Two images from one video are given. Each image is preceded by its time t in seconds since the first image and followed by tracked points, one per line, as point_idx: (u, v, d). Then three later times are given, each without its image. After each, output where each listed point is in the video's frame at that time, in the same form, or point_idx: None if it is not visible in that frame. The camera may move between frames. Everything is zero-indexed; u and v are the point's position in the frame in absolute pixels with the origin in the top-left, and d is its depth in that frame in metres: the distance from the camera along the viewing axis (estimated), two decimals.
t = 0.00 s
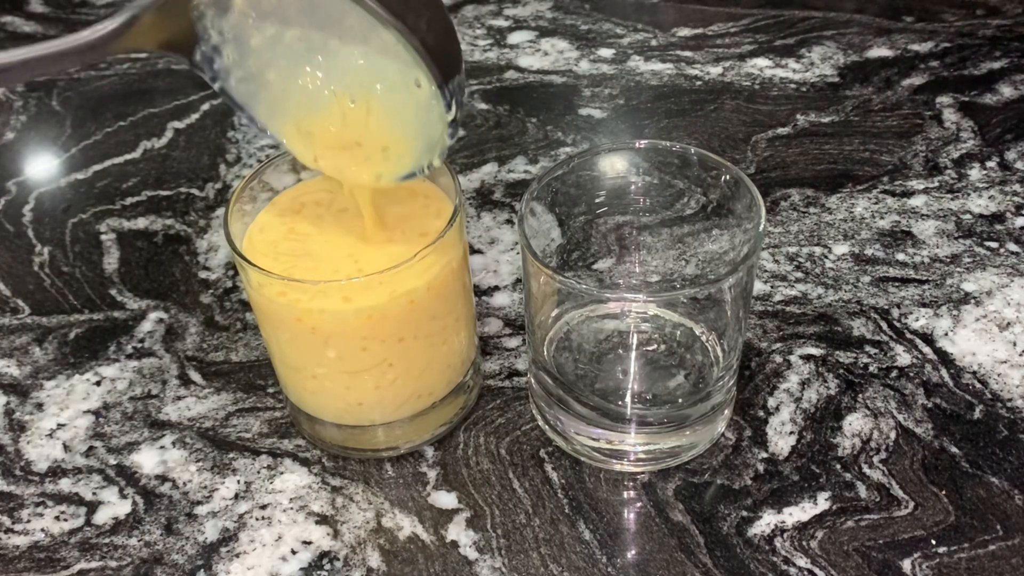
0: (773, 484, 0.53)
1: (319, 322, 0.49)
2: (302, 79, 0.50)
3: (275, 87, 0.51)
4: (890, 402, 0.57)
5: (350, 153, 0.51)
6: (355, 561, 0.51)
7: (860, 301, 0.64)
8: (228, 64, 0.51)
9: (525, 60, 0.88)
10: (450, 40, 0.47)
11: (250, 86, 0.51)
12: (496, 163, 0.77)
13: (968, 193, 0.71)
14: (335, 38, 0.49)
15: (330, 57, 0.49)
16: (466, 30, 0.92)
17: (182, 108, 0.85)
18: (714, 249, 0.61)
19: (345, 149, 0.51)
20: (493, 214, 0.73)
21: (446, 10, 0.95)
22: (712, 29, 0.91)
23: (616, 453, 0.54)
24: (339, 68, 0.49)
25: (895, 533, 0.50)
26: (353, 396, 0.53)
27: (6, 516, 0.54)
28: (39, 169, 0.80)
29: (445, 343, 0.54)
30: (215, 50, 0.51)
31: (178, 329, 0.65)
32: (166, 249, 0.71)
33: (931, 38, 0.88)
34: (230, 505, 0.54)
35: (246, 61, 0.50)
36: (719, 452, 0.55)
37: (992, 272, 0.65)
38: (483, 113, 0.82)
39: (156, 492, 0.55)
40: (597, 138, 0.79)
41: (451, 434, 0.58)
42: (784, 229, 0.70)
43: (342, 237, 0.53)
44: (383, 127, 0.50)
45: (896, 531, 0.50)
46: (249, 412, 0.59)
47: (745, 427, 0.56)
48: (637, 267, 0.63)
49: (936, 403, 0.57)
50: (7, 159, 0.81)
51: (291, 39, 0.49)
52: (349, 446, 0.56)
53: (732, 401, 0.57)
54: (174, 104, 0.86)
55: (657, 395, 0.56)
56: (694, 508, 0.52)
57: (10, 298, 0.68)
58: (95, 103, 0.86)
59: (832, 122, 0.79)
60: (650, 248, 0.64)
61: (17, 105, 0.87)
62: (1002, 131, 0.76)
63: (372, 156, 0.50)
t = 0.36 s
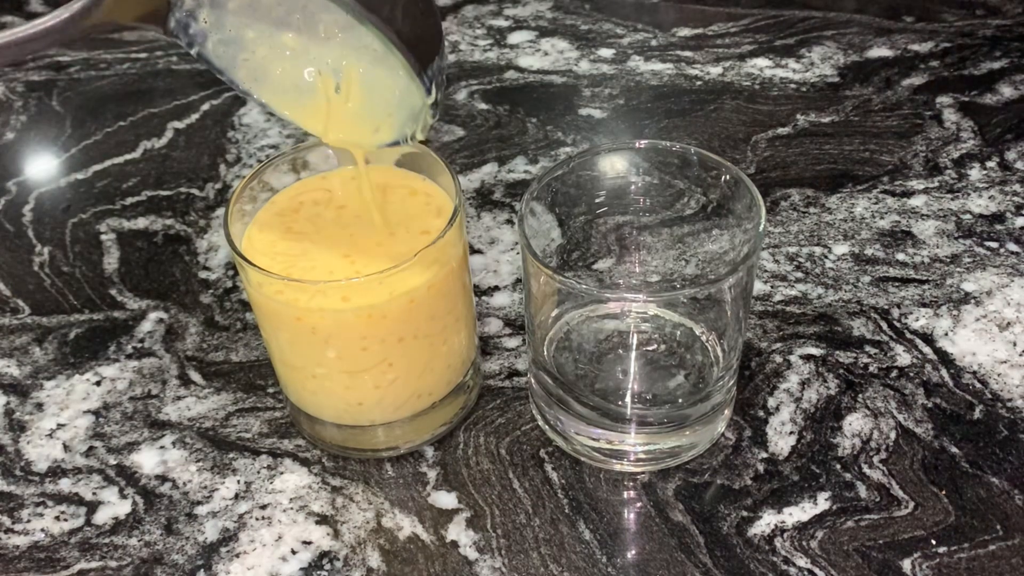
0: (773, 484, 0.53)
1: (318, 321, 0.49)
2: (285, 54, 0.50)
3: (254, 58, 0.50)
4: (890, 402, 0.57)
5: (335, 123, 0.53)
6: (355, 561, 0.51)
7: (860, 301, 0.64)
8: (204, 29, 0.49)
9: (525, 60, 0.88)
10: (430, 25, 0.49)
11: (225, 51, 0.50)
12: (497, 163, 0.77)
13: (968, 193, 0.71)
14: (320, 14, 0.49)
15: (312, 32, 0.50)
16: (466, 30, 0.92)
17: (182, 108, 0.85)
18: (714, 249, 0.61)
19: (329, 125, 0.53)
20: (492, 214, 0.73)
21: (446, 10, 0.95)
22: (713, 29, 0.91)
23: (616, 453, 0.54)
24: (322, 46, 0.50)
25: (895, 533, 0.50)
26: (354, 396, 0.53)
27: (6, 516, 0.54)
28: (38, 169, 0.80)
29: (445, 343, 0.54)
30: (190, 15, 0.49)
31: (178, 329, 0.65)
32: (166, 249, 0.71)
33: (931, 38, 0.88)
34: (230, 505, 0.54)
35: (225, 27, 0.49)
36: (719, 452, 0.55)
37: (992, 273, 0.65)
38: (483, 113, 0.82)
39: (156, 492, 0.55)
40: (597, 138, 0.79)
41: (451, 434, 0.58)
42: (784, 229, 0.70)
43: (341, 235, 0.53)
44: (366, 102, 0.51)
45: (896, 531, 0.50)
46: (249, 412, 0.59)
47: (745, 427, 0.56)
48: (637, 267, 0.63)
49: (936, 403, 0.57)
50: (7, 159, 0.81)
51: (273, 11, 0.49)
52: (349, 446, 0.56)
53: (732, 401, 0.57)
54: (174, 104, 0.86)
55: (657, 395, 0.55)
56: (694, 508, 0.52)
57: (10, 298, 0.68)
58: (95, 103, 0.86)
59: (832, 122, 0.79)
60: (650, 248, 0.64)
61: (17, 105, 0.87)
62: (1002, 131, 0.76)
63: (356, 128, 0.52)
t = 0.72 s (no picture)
0: (773, 484, 0.53)
1: (318, 322, 0.49)
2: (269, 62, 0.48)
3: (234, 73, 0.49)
4: (890, 402, 0.57)
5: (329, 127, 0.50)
6: (355, 561, 0.51)
7: (860, 301, 0.64)
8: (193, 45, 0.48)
9: (525, 60, 0.88)
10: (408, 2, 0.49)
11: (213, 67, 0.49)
12: (497, 163, 0.77)
13: (968, 193, 0.71)
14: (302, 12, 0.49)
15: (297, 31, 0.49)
16: (466, 30, 0.92)
17: (182, 108, 0.85)
18: (714, 249, 0.61)
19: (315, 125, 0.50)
20: (492, 214, 0.73)
21: (446, 10, 0.95)
22: (713, 29, 0.91)
23: (616, 453, 0.54)
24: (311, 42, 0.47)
25: (895, 533, 0.50)
26: (354, 397, 0.53)
27: (6, 516, 0.54)
28: (38, 169, 0.80)
29: (446, 342, 0.54)
30: (179, 28, 0.48)
31: (178, 329, 0.65)
32: (166, 249, 0.71)
33: (931, 38, 0.88)
34: (230, 505, 0.54)
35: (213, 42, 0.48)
36: (719, 452, 0.55)
37: (992, 272, 0.65)
38: (483, 113, 0.82)
39: (156, 492, 0.55)
40: (597, 137, 0.79)
41: (451, 434, 0.58)
42: (784, 229, 0.70)
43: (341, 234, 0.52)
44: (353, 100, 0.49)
45: (896, 532, 0.50)
46: (249, 412, 0.59)
47: (745, 427, 0.56)
48: (637, 267, 0.63)
49: (936, 403, 0.57)
50: (7, 159, 0.81)
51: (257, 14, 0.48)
52: (349, 446, 0.56)
53: (732, 401, 0.57)
54: (175, 104, 0.85)
55: (657, 395, 0.55)
56: (694, 508, 0.52)
57: (11, 298, 0.68)
58: (95, 103, 0.86)
59: (832, 122, 0.79)
60: (650, 248, 0.64)
61: (17, 105, 0.87)
62: (1002, 131, 0.76)
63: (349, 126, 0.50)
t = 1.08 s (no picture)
0: (773, 484, 0.53)
1: (318, 322, 0.49)
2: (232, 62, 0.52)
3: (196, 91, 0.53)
4: (890, 402, 0.57)
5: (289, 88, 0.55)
6: (355, 561, 0.51)
7: (860, 301, 0.64)
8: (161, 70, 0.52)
9: (525, 60, 0.88)
10: None
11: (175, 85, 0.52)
12: (497, 163, 0.77)
13: (968, 193, 0.71)
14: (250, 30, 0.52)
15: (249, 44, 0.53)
16: (466, 30, 0.92)
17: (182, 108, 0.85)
18: (714, 249, 0.61)
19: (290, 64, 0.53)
20: (492, 214, 0.73)
21: (447, 10, 0.95)
22: (712, 29, 0.91)
23: (616, 453, 0.54)
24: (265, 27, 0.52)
25: (895, 533, 0.50)
26: (353, 397, 0.53)
27: (6, 516, 0.54)
28: (38, 169, 0.80)
29: (446, 342, 0.54)
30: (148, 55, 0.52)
31: (178, 329, 0.65)
32: (166, 249, 0.71)
33: (931, 38, 0.88)
34: (230, 505, 0.54)
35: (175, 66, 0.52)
36: (719, 452, 0.55)
37: (992, 272, 0.65)
38: (484, 113, 0.82)
39: (156, 492, 0.55)
40: (597, 138, 0.79)
41: (451, 434, 0.58)
42: (784, 229, 0.70)
43: (341, 234, 0.52)
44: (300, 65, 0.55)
45: (896, 532, 0.50)
46: (249, 412, 0.59)
47: (745, 427, 0.57)
48: (637, 267, 0.63)
49: (936, 403, 0.57)
50: (7, 159, 0.81)
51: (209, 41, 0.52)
52: (349, 446, 0.56)
53: (732, 401, 0.57)
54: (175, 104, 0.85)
55: (657, 395, 0.55)
56: (694, 508, 0.52)
57: (11, 298, 0.68)
58: (95, 103, 0.86)
59: (832, 122, 0.79)
60: (650, 248, 0.64)
61: (17, 105, 0.87)
62: (1002, 131, 0.76)
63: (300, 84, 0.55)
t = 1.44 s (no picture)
0: (773, 484, 0.53)
1: (318, 322, 0.49)
2: None
3: None
4: (890, 402, 0.57)
5: None
6: (355, 561, 0.51)
7: (860, 301, 0.64)
8: None
9: (525, 60, 0.88)
10: None
11: None
12: (497, 163, 0.77)
13: (968, 193, 0.71)
14: None
15: None
16: (466, 30, 0.92)
17: (182, 108, 0.85)
18: (714, 250, 0.61)
19: None
20: (492, 214, 0.73)
21: (446, 10, 0.95)
22: (712, 29, 0.91)
23: (616, 453, 0.54)
24: None
25: (895, 533, 0.50)
26: (354, 397, 0.53)
27: (6, 516, 0.54)
28: (38, 169, 0.80)
29: (446, 342, 0.54)
30: None
31: (177, 329, 0.65)
32: (166, 249, 0.71)
33: (931, 38, 0.88)
34: (230, 505, 0.54)
35: None
36: (719, 452, 0.55)
37: (992, 273, 0.65)
38: (483, 113, 0.82)
39: (157, 492, 0.55)
40: (596, 138, 0.79)
41: (451, 434, 0.58)
42: (784, 229, 0.70)
43: (341, 234, 0.52)
44: None
45: (896, 532, 0.50)
46: (249, 412, 0.59)
47: (745, 427, 0.56)
48: (637, 267, 0.63)
49: (936, 403, 0.57)
50: (7, 159, 0.81)
51: None
52: (349, 446, 0.56)
53: (732, 401, 0.57)
54: (174, 104, 0.85)
55: (657, 395, 0.55)
56: (695, 508, 0.52)
57: (11, 298, 0.68)
58: (95, 103, 0.86)
59: (831, 122, 0.79)
60: (650, 248, 0.64)
61: (17, 105, 0.87)
62: (1002, 131, 0.76)
63: None
